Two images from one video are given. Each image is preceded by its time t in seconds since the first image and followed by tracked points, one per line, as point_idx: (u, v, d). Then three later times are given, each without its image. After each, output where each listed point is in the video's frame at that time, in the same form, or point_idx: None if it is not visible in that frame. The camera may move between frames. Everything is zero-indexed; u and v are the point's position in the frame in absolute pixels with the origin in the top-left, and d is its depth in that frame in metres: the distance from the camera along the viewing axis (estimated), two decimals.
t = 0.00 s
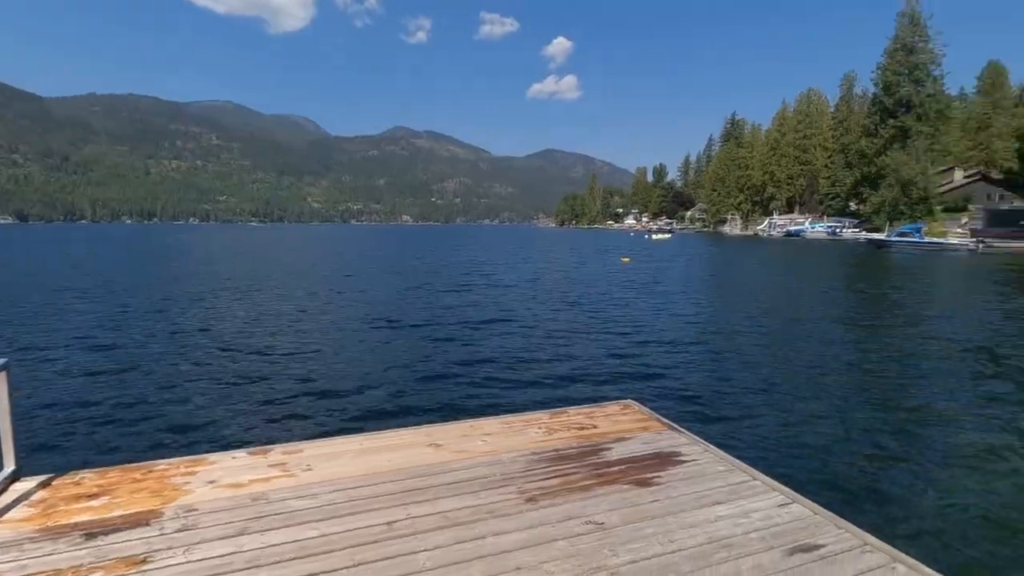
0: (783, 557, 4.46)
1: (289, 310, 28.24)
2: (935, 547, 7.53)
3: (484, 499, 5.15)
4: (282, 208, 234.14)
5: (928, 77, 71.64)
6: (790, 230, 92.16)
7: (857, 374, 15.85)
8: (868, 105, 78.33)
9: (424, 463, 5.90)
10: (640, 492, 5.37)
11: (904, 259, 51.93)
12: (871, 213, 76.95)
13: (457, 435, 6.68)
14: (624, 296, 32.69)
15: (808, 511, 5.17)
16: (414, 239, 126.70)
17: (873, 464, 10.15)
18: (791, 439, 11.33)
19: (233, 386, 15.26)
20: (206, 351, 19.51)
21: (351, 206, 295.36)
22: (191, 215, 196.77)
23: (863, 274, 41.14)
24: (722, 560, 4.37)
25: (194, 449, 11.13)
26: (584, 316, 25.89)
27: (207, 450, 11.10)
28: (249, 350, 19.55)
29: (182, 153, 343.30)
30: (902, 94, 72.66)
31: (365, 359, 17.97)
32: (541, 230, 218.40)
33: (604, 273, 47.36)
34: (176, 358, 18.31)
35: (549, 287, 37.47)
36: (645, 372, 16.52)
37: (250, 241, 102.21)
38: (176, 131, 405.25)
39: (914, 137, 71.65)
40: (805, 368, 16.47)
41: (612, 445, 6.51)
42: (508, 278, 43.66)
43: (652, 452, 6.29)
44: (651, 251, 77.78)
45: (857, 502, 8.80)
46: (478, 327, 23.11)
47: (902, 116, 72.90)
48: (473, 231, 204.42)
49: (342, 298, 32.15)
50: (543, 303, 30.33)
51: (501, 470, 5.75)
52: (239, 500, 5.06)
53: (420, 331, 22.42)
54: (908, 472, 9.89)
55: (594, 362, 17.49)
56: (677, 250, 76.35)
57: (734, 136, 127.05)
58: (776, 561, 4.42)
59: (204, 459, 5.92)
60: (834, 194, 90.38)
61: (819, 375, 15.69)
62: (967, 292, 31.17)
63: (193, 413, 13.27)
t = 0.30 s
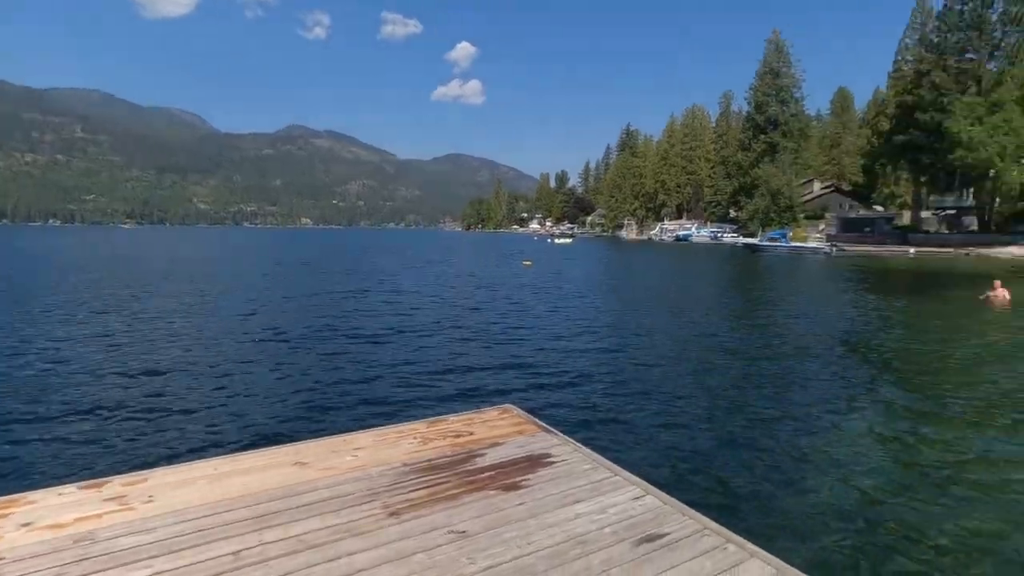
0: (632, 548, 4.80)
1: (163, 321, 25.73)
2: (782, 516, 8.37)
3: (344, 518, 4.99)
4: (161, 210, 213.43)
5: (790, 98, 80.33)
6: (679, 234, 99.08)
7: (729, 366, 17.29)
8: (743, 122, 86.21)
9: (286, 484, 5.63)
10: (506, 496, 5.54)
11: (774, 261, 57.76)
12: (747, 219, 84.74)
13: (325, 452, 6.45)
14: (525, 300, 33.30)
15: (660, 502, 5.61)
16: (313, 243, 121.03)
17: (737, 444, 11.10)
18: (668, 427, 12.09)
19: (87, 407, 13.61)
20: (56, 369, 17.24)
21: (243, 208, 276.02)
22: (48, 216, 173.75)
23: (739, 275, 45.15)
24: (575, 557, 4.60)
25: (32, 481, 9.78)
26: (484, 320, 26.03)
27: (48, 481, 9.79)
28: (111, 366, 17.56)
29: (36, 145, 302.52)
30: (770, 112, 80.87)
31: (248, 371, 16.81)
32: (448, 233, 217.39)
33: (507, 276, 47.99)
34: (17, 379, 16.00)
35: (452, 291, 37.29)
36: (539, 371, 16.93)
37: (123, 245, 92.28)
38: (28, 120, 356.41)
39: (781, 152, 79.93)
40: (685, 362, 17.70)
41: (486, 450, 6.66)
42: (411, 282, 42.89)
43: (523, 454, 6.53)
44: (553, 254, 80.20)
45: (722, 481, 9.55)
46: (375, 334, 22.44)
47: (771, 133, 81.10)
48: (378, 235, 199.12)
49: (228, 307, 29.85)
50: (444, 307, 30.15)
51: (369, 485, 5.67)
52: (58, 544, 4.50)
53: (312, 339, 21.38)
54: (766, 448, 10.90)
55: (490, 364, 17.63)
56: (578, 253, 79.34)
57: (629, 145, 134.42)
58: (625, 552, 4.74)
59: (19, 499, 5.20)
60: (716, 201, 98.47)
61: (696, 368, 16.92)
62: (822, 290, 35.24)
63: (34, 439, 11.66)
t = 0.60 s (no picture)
0: (541, 539, 5.42)
1: (38, 332, 23.19)
2: (675, 494, 9.29)
3: (249, 534, 4.96)
4: (32, 209, 190.07)
5: (693, 109, 85.81)
6: (594, 235, 102.66)
7: (637, 361, 18.41)
8: (651, 130, 91.05)
9: (184, 503, 5.53)
10: (418, 498, 5.92)
11: (679, 261, 61.56)
12: (656, 221, 89.46)
13: (227, 467, 6.39)
14: (443, 302, 33.39)
15: (569, 493, 6.41)
16: (215, 245, 112.97)
17: (643, 434, 11.95)
18: (580, 420, 12.73)
19: None
20: None
21: (134, 207, 252.25)
22: None
23: (648, 275, 47.67)
24: (485, 554, 5.01)
25: None
26: (401, 324, 25.89)
27: None
28: None
29: None
30: (675, 121, 85.91)
31: (144, 383, 15.73)
32: (364, 235, 211.20)
33: (426, 279, 47.65)
34: None
35: (368, 295, 36.54)
36: (456, 371, 17.19)
37: None
38: None
39: (685, 159, 85.31)
40: (597, 359, 18.62)
41: (400, 455, 7.04)
42: (324, 286, 41.47)
43: (436, 457, 7.01)
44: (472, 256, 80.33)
45: (628, 468, 10.26)
46: (285, 340, 21.67)
47: (676, 140, 86.20)
48: (289, 237, 189.43)
49: (116, 315, 27.42)
50: (360, 312, 29.48)
51: (275, 497, 5.69)
52: None
53: (216, 347, 20.20)
54: (667, 436, 11.84)
55: (407, 367, 17.67)
56: (496, 255, 80.05)
57: (545, 149, 137.58)
58: (536, 543, 5.35)
59: None
60: (627, 204, 103.08)
61: (607, 364, 17.86)
62: (721, 288, 38.10)
63: None
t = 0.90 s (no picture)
0: (498, 540, 5.49)
1: None
2: (628, 488, 9.58)
3: (196, 552, 4.89)
4: None
5: (644, 113, 87.93)
6: (550, 237, 103.60)
7: (593, 361, 18.63)
8: (603, 133, 92.81)
9: (125, 520, 5.37)
10: (372, 506, 5.92)
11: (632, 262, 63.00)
12: (610, 223, 91.09)
13: (172, 481, 6.22)
14: (398, 305, 33.01)
15: (526, 494, 6.50)
16: (155, 248, 107.63)
17: (600, 433, 12.09)
18: (536, 419, 12.92)
19: None
20: None
21: (63, 209, 236.74)
22: None
23: (602, 277, 48.45)
24: (442, 559, 5.06)
25: None
26: (355, 328, 25.45)
27: None
28: None
29: None
30: (627, 125, 87.81)
31: (79, 394, 14.89)
32: (316, 238, 205.70)
33: (380, 282, 46.92)
34: None
35: (320, 299, 35.73)
36: (412, 374, 17.08)
37: None
38: None
39: (636, 162, 87.39)
40: (554, 360, 18.74)
41: (354, 462, 6.97)
42: (274, 290, 40.23)
43: (392, 463, 6.98)
44: (428, 258, 79.67)
45: (586, 468, 10.34)
46: (233, 347, 20.93)
47: (628, 143, 88.15)
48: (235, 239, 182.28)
49: (46, 323, 25.75)
50: (311, 317, 28.64)
51: (221, 513, 5.58)
52: None
53: (156, 357, 19.15)
54: (621, 432, 12.18)
55: (362, 371, 17.43)
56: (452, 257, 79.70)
57: (500, 151, 138.05)
58: (492, 544, 5.41)
59: None
60: (582, 206, 104.60)
61: (564, 365, 17.99)
62: (672, 288, 39.14)
63: None
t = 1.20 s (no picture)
0: (467, 547, 5.48)
1: None
2: (596, 488, 9.70)
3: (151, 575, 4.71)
4: None
5: (606, 117, 89.32)
6: (514, 239, 103.91)
7: (558, 363, 18.74)
8: (566, 136, 93.81)
9: (69, 545, 5.12)
10: (337, 519, 5.80)
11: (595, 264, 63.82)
12: (573, 225, 92.08)
13: (120, 502, 5.96)
14: (360, 310, 32.52)
15: (493, 499, 6.49)
16: (102, 252, 102.74)
17: (567, 436, 12.16)
18: (503, 423, 12.95)
19: None
20: None
21: None
22: None
23: (567, 278, 48.92)
24: (411, 569, 5.03)
25: None
26: (316, 334, 24.93)
27: None
28: None
29: None
30: (589, 128, 89.05)
31: (18, 410, 14.05)
32: (275, 241, 200.68)
33: (342, 285, 46.10)
34: None
35: (279, 304, 34.83)
36: (377, 380, 16.84)
37: None
38: None
39: (598, 165, 88.71)
40: (520, 363, 18.75)
41: (316, 475, 6.82)
42: (230, 296, 39.00)
43: (356, 474, 6.85)
44: (391, 261, 78.78)
45: (554, 471, 10.36)
46: (186, 356, 20.18)
47: (590, 147, 89.37)
48: (189, 242, 175.94)
49: None
50: (271, 322, 27.85)
51: (177, 532, 5.39)
52: None
53: (103, 367, 18.24)
54: (587, 433, 12.35)
55: (324, 379, 17.07)
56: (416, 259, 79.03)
57: (463, 153, 137.98)
58: (461, 552, 5.40)
59: None
60: (545, 209, 105.44)
61: (529, 368, 18.03)
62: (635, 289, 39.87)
63: None
